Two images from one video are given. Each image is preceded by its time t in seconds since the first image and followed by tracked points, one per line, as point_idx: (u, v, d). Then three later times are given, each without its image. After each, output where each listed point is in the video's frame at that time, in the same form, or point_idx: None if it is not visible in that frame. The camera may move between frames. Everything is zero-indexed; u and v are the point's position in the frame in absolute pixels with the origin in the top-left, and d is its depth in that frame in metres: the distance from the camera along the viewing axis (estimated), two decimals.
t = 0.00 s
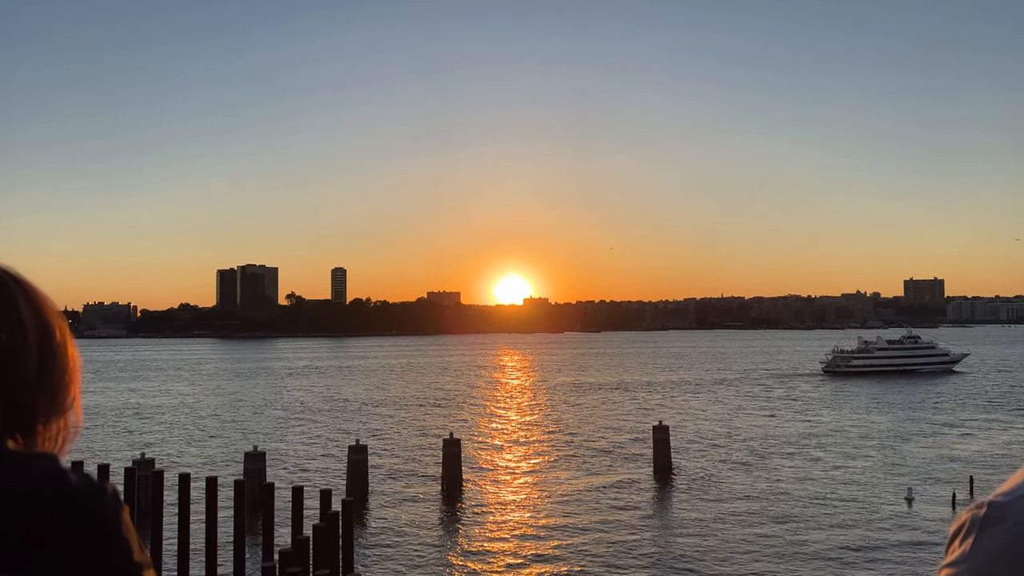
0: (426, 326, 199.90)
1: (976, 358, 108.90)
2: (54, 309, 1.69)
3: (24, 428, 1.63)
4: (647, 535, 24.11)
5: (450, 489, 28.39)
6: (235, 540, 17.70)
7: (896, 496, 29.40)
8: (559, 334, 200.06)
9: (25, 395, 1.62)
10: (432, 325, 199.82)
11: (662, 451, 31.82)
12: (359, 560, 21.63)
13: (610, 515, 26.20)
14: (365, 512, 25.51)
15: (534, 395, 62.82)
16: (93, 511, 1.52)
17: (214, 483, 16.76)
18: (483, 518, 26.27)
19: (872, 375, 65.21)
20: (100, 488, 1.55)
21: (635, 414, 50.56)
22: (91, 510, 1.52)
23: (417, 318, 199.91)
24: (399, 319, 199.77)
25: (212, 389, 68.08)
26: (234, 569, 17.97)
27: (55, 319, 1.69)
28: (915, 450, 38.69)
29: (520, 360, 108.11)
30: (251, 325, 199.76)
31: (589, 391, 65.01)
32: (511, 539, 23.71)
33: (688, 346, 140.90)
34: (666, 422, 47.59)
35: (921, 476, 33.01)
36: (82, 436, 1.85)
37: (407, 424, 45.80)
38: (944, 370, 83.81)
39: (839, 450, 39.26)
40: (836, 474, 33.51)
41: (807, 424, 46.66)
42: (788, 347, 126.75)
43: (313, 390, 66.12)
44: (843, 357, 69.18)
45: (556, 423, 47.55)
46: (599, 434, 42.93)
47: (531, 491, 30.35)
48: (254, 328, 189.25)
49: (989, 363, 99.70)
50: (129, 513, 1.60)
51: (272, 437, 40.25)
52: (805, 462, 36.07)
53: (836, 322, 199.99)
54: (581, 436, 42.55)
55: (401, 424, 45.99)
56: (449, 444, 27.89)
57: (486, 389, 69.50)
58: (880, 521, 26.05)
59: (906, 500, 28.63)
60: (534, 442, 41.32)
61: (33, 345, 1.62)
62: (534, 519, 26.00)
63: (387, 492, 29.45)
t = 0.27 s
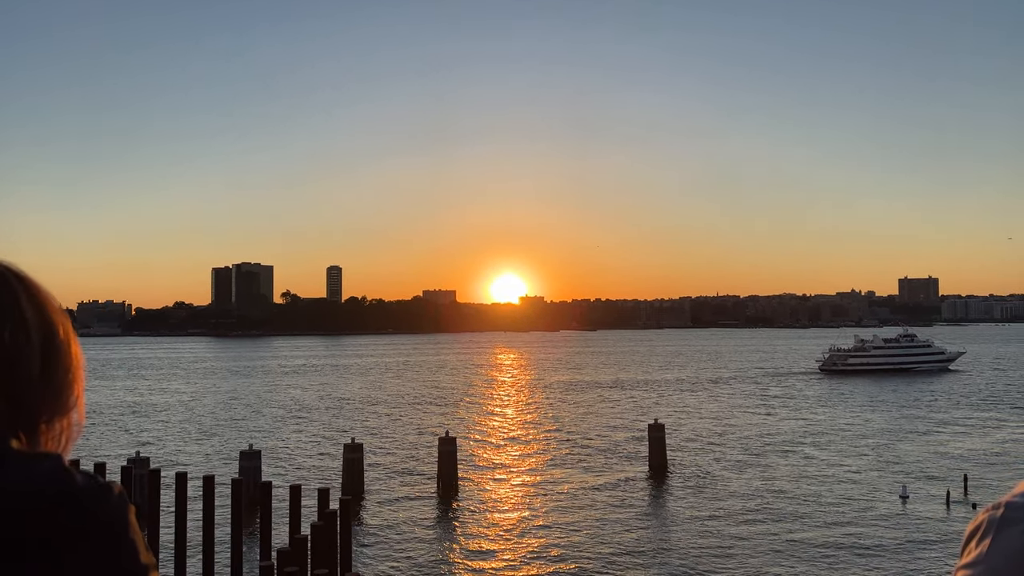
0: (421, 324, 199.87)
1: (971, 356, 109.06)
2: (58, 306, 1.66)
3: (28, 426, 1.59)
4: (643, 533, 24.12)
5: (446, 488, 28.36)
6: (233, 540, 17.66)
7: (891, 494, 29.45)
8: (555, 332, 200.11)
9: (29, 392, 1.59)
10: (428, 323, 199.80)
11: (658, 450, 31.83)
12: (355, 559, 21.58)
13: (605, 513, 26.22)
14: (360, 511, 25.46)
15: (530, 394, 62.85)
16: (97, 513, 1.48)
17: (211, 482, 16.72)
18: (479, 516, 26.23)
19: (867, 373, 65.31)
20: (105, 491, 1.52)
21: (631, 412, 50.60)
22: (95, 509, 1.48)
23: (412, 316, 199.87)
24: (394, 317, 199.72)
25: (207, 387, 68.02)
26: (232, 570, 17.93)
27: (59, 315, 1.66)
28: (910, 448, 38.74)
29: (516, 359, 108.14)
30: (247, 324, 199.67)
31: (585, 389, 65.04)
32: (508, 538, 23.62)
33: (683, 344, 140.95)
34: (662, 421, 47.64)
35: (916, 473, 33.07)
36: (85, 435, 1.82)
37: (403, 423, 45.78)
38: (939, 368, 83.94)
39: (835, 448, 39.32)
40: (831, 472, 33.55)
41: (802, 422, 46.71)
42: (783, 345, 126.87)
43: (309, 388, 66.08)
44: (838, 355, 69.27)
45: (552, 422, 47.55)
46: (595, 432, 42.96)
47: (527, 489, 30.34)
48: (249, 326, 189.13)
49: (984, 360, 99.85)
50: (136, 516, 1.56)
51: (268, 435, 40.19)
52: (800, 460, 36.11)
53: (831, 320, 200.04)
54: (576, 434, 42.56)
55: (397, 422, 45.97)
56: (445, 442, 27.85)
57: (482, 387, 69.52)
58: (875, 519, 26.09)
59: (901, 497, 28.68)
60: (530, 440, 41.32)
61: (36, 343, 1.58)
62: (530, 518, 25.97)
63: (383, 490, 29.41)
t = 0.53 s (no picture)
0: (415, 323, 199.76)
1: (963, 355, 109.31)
2: (55, 306, 1.63)
3: (26, 428, 1.57)
4: (637, 531, 24.14)
5: (440, 487, 28.32)
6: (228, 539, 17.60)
7: (884, 492, 29.51)
8: (548, 331, 200.10)
9: (28, 394, 1.57)
10: (422, 322, 199.71)
11: (651, 448, 31.86)
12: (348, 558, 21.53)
13: (599, 512, 26.22)
14: (354, 510, 25.40)
15: (524, 392, 62.86)
16: (96, 514, 1.46)
17: (206, 481, 16.66)
18: (473, 515, 26.19)
19: (861, 372, 65.42)
20: (107, 492, 1.50)
21: (625, 411, 50.63)
22: (94, 513, 1.46)
23: (406, 315, 199.75)
24: (388, 316, 199.54)
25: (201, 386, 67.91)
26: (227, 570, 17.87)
27: (58, 316, 1.63)
28: (903, 447, 38.82)
29: (510, 357, 108.13)
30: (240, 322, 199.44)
31: (579, 387, 65.05)
32: (501, 538, 23.51)
33: (677, 343, 140.98)
34: (656, 419, 47.67)
35: (909, 472, 33.12)
36: (86, 437, 1.80)
37: (397, 421, 45.74)
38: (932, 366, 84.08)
39: (828, 446, 39.38)
40: (825, 470, 33.62)
41: (796, 421, 46.80)
42: (777, 344, 126.96)
43: (303, 387, 66.01)
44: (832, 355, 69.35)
45: (546, 421, 47.56)
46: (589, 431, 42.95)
47: (521, 488, 30.31)
48: (243, 325, 188.95)
49: (977, 360, 100.03)
50: (138, 516, 1.54)
51: (261, 434, 40.09)
52: (793, 459, 36.18)
53: (824, 319, 200.10)
54: (571, 433, 42.56)
55: (391, 421, 45.91)
56: (439, 442, 27.80)
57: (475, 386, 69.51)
58: (868, 517, 26.14)
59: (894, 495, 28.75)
60: (524, 439, 41.28)
61: (35, 345, 1.56)
62: (523, 517, 25.93)
63: (376, 489, 29.36)
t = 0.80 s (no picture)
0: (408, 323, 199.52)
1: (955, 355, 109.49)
2: (54, 301, 1.60)
3: (27, 425, 1.54)
4: (629, 530, 24.15)
5: (433, 486, 28.25)
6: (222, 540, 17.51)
7: (876, 490, 29.58)
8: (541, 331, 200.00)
9: (26, 390, 1.53)
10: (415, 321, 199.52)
11: (645, 448, 31.86)
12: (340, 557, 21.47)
13: (593, 511, 26.19)
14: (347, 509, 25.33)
15: (517, 391, 62.83)
16: (94, 513, 1.42)
17: (201, 481, 16.55)
18: (466, 514, 26.13)
19: (853, 371, 65.53)
20: (110, 491, 1.46)
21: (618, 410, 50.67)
22: (94, 511, 1.42)
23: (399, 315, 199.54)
24: (381, 315, 199.30)
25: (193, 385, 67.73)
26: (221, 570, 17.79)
27: (55, 311, 1.60)
28: (896, 446, 38.89)
29: (503, 357, 108.09)
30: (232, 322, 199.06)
31: (572, 387, 65.04)
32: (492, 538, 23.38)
33: (669, 343, 141.06)
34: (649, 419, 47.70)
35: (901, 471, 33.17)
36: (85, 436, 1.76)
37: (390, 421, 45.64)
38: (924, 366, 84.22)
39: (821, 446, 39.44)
40: (817, 469, 33.67)
41: (789, 421, 46.86)
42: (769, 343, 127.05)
43: (295, 386, 65.88)
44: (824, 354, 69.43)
45: (539, 420, 47.53)
46: (582, 430, 42.95)
47: (514, 487, 30.27)
48: (235, 324, 188.64)
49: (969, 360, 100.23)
50: (139, 516, 1.51)
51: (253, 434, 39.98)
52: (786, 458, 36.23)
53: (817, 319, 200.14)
54: (564, 433, 42.53)
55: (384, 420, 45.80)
56: (432, 441, 27.73)
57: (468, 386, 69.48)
58: (859, 516, 26.18)
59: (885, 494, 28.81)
60: (517, 439, 41.24)
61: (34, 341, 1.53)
62: (516, 516, 25.88)
63: (369, 488, 29.29)
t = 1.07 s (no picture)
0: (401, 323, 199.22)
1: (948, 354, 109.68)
2: (61, 299, 1.58)
3: (33, 425, 1.52)
4: (622, 529, 24.17)
5: (427, 486, 28.22)
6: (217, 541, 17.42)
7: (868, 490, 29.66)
8: (535, 331, 199.89)
9: (32, 390, 1.51)
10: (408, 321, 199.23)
11: (639, 448, 31.88)
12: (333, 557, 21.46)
13: (586, 510, 26.20)
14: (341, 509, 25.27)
15: (511, 391, 62.81)
16: (103, 514, 1.40)
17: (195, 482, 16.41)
18: (460, 514, 26.10)
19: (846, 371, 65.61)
20: (118, 491, 1.44)
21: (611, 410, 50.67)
22: (104, 512, 1.40)
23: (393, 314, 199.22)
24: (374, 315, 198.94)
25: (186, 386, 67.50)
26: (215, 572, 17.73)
27: (61, 308, 1.58)
28: (888, 445, 38.98)
29: (496, 357, 108.04)
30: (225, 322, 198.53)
31: (566, 387, 65.01)
32: (486, 538, 23.32)
33: (662, 343, 141.08)
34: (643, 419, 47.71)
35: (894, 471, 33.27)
36: (89, 434, 1.75)
37: (384, 421, 45.56)
38: (917, 365, 84.35)
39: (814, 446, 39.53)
40: (810, 469, 33.75)
41: (782, 420, 46.93)
42: (763, 343, 127.17)
43: (288, 386, 65.73)
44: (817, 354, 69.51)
45: (532, 420, 47.52)
46: (576, 430, 42.92)
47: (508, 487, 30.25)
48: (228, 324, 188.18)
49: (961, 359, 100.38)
50: (147, 516, 1.49)
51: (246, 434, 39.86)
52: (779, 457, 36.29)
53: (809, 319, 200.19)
54: (558, 433, 42.51)
55: (378, 420, 45.69)
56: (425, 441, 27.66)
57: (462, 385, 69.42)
58: (852, 514, 26.25)
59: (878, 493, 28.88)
60: (511, 438, 41.20)
61: (41, 341, 1.51)
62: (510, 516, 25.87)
63: (362, 488, 29.22)
